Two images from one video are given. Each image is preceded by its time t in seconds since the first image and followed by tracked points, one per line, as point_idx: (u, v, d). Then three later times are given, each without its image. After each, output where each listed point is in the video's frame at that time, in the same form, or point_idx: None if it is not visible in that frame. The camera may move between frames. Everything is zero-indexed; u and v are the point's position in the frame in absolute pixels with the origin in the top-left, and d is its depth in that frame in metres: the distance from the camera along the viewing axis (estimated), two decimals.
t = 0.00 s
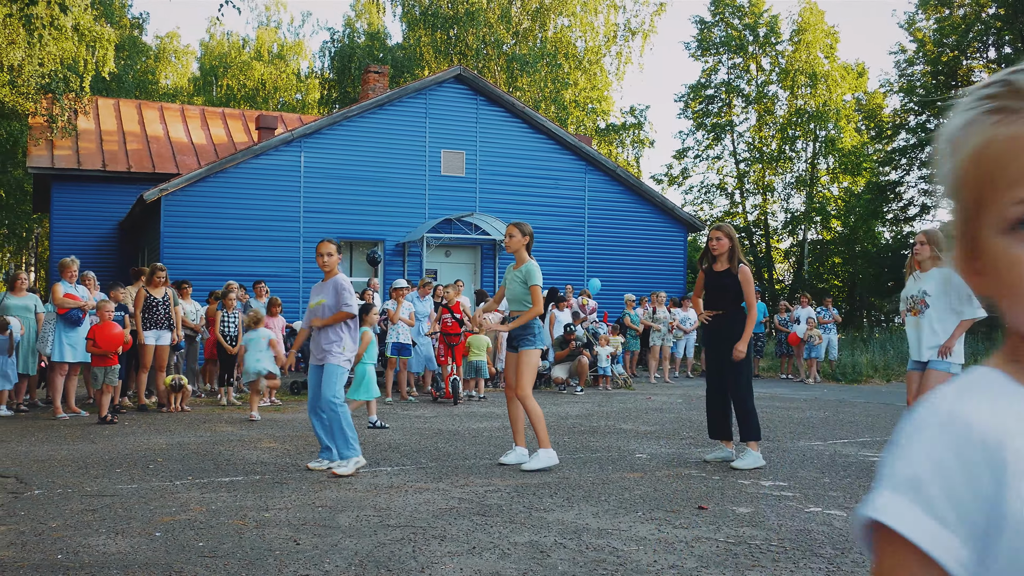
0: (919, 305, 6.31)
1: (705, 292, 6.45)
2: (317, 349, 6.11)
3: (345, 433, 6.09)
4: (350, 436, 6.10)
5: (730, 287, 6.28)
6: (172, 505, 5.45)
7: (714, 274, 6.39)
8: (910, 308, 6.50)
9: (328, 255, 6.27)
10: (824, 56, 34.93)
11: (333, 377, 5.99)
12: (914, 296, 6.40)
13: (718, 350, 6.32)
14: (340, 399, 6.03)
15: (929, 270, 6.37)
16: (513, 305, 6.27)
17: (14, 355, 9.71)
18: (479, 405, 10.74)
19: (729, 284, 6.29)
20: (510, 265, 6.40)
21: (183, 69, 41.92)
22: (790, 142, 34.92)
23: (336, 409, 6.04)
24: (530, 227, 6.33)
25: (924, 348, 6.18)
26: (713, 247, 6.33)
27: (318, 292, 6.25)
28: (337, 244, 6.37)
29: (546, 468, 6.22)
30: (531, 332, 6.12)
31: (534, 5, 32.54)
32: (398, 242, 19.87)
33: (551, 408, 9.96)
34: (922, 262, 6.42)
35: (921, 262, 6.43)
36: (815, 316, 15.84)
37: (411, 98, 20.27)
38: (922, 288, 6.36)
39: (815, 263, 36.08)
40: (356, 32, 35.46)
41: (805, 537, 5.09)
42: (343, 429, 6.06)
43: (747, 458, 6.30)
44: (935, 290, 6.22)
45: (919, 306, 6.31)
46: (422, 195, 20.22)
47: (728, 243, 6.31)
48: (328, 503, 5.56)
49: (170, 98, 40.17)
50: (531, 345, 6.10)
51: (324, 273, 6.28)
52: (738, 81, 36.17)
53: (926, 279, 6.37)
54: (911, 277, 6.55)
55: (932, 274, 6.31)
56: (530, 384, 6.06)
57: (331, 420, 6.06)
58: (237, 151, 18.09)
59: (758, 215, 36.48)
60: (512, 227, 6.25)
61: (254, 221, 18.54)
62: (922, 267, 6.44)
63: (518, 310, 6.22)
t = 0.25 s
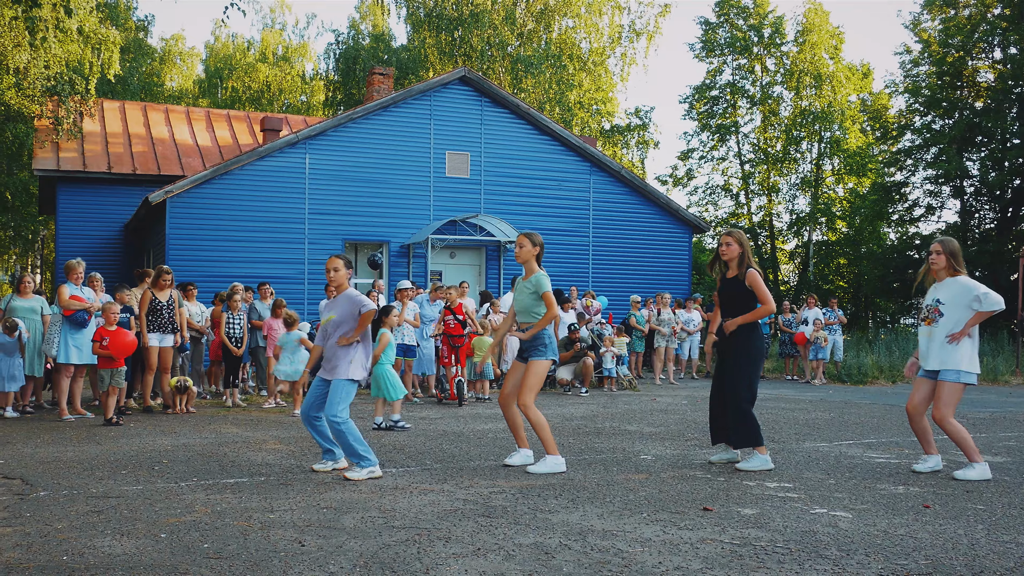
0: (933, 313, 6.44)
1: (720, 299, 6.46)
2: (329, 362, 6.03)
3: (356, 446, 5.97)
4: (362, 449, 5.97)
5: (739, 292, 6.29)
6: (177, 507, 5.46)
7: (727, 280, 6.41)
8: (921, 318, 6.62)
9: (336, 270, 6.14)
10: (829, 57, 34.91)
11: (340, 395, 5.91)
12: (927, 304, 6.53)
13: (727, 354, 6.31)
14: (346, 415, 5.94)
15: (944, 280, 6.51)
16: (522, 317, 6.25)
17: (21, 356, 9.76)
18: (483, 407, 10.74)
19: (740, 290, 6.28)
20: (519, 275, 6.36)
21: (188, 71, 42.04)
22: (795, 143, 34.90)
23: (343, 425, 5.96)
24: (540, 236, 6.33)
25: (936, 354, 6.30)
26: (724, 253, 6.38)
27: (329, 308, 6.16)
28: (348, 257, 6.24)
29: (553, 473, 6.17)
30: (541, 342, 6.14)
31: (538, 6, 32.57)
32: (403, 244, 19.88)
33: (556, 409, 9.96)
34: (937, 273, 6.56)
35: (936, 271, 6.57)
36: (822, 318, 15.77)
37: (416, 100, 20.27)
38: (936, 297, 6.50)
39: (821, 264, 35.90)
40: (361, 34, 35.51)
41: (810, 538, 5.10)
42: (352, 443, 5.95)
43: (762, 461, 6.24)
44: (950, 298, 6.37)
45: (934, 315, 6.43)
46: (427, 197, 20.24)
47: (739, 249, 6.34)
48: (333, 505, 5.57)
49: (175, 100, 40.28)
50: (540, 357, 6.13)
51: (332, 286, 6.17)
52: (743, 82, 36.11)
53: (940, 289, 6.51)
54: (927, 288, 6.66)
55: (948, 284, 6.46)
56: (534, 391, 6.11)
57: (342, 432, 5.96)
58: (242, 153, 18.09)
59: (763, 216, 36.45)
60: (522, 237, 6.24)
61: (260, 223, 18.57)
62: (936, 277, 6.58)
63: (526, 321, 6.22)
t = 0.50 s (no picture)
0: (948, 306, 6.43)
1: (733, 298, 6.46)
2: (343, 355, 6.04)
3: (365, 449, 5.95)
4: (371, 452, 5.97)
5: (745, 291, 6.30)
6: (181, 509, 5.46)
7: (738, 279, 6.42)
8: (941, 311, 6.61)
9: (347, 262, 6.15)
10: (833, 57, 34.90)
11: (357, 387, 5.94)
12: (944, 297, 6.52)
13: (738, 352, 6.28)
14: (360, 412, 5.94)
15: (963, 274, 6.46)
16: (531, 314, 6.24)
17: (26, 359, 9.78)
18: (487, 408, 10.74)
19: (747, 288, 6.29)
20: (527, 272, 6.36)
21: (192, 73, 42.11)
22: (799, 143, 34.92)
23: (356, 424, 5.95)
24: (549, 234, 6.31)
25: (948, 347, 6.31)
26: (734, 253, 6.43)
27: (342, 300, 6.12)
28: (358, 247, 6.23)
29: (556, 474, 6.15)
30: (548, 340, 6.11)
31: (541, 7, 32.51)
32: (406, 245, 19.88)
33: (559, 410, 9.96)
34: (956, 267, 6.52)
35: (955, 266, 6.53)
36: (827, 317, 15.76)
37: (420, 102, 20.25)
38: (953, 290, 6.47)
39: (825, 263, 35.57)
40: (364, 36, 35.54)
41: (815, 538, 5.10)
42: (361, 445, 5.92)
43: (763, 462, 6.23)
44: (965, 292, 6.34)
45: (949, 308, 6.42)
46: (430, 198, 20.26)
47: (750, 247, 6.36)
48: (337, 506, 5.57)
49: (179, 102, 40.31)
50: (547, 354, 6.09)
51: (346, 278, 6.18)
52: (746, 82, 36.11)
53: (957, 282, 6.47)
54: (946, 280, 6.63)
55: (965, 278, 6.42)
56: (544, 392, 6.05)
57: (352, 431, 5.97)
58: (245, 155, 18.09)
59: (767, 217, 36.43)
60: (530, 234, 6.23)
61: (263, 225, 18.58)
62: (956, 271, 6.54)
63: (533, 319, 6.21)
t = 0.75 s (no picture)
0: (946, 300, 6.43)
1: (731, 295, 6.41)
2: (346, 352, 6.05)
3: (370, 448, 5.97)
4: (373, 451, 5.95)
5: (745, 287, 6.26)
6: (177, 511, 5.46)
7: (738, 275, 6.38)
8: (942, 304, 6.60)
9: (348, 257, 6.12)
10: (828, 59, 34.94)
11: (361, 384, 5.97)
12: (943, 291, 6.50)
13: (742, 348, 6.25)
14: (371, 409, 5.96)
15: (962, 268, 6.44)
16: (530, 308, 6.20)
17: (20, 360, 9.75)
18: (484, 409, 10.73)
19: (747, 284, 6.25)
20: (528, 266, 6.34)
21: (189, 74, 42.04)
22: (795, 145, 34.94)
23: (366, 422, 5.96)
24: (549, 227, 6.29)
25: (945, 341, 6.31)
26: (733, 249, 6.38)
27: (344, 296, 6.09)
28: (358, 242, 6.18)
29: (553, 475, 6.13)
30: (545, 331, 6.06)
31: (538, 8, 32.59)
32: (403, 247, 19.87)
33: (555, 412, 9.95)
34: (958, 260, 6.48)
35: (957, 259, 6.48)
36: (824, 318, 15.86)
37: (416, 103, 20.25)
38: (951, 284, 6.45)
39: (820, 265, 35.87)
40: (361, 37, 35.52)
41: (810, 539, 5.12)
42: (367, 444, 5.93)
43: (765, 462, 6.23)
44: (963, 285, 6.32)
45: (947, 302, 6.43)
46: (427, 199, 20.27)
47: (750, 244, 6.32)
48: (333, 508, 5.57)
49: (175, 103, 40.27)
50: (547, 347, 6.04)
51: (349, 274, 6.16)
52: (743, 84, 36.11)
53: (956, 276, 6.45)
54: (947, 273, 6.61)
55: (963, 272, 6.40)
56: (553, 389, 6.06)
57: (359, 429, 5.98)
58: (242, 156, 18.07)
59: (763, 218, 36.50)
60: (531, 228, 6.22)
61: (260, 226, 18.58)
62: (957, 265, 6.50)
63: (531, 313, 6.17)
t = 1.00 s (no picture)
0: (928, 303, 6.46)
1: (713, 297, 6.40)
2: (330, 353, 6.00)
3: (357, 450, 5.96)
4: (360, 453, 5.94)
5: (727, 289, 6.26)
6: (160, 514, 5.44)
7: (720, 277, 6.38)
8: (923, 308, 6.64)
9: (335, 257, 6.09)
10: (812, 62, 34.99)
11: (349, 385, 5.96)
12: (924, 295, 6.53)
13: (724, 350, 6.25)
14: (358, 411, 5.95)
15: (942, 270, 6.49)
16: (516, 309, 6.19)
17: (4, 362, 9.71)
18: (470, 410, 10.73)
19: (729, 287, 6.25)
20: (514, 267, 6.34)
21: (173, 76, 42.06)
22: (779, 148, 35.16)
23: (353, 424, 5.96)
24: (536, 230, 6.30)
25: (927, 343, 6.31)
26: (716, 251, 6.38)
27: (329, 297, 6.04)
28: (344, 244, 6.12)
29: (537, 477, 6.13)
30: (531, 334, 6.07)
31: (523, 11, 32.84)
32: (387, 249, 19.85)
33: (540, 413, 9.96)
34: (937, 263, 6.53)
35: (936, 262, 6.54)
36: (808, 321, 16.14)
37: (401, 105, 20.25)
38: (932, 287, 6.49)
39: (804, 267, 35.61)
40: (346, 39, 35.58)
41: (793, 539, 5.15)
42: (354, 445, 5.93)
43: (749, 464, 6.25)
44: (943, 287, 6.36)
45: (929, 304, 6.45)
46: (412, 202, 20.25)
47: (733, 246, 6.32)
48: (317, 511, 5.56)
49: (159, 105, 40.26)
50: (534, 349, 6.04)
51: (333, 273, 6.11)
52: (727, 87, 36.23)
53: (936, 278, 6.49)
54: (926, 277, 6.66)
55: (943, 274, 6.44)
56: (542, 390, 6.06)
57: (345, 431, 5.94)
58: (226, 158, 18.03)
59: (747, 220, 36.67)
60: (518, 231, 6.21)
61: (245, 228, 18.51)
62: (937, 268, 6.56)
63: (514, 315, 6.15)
